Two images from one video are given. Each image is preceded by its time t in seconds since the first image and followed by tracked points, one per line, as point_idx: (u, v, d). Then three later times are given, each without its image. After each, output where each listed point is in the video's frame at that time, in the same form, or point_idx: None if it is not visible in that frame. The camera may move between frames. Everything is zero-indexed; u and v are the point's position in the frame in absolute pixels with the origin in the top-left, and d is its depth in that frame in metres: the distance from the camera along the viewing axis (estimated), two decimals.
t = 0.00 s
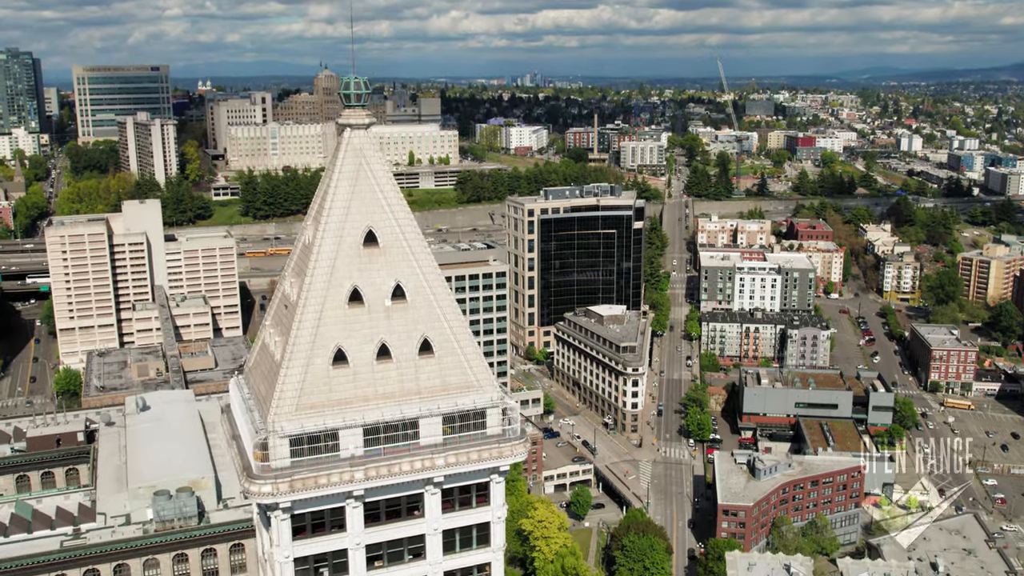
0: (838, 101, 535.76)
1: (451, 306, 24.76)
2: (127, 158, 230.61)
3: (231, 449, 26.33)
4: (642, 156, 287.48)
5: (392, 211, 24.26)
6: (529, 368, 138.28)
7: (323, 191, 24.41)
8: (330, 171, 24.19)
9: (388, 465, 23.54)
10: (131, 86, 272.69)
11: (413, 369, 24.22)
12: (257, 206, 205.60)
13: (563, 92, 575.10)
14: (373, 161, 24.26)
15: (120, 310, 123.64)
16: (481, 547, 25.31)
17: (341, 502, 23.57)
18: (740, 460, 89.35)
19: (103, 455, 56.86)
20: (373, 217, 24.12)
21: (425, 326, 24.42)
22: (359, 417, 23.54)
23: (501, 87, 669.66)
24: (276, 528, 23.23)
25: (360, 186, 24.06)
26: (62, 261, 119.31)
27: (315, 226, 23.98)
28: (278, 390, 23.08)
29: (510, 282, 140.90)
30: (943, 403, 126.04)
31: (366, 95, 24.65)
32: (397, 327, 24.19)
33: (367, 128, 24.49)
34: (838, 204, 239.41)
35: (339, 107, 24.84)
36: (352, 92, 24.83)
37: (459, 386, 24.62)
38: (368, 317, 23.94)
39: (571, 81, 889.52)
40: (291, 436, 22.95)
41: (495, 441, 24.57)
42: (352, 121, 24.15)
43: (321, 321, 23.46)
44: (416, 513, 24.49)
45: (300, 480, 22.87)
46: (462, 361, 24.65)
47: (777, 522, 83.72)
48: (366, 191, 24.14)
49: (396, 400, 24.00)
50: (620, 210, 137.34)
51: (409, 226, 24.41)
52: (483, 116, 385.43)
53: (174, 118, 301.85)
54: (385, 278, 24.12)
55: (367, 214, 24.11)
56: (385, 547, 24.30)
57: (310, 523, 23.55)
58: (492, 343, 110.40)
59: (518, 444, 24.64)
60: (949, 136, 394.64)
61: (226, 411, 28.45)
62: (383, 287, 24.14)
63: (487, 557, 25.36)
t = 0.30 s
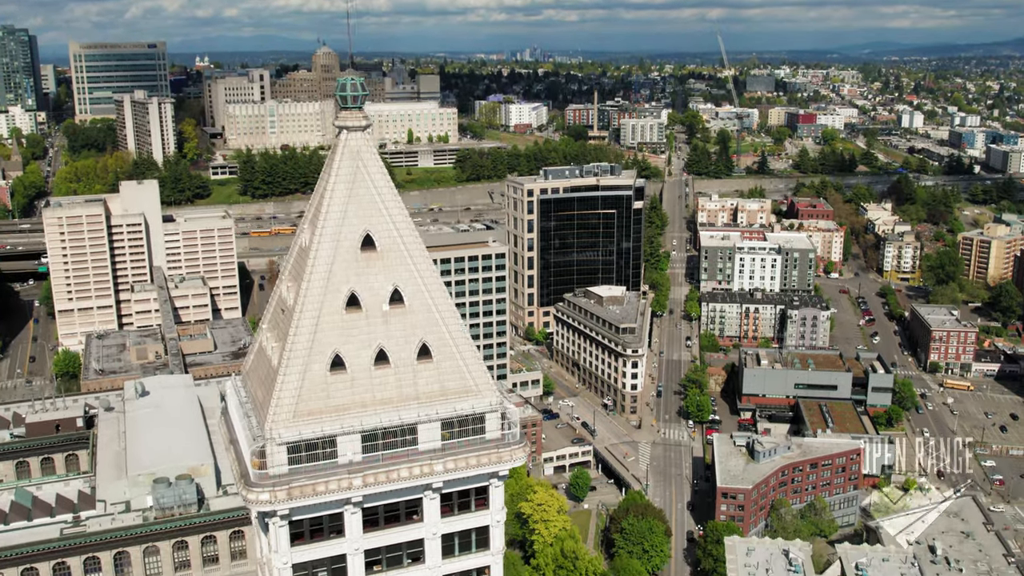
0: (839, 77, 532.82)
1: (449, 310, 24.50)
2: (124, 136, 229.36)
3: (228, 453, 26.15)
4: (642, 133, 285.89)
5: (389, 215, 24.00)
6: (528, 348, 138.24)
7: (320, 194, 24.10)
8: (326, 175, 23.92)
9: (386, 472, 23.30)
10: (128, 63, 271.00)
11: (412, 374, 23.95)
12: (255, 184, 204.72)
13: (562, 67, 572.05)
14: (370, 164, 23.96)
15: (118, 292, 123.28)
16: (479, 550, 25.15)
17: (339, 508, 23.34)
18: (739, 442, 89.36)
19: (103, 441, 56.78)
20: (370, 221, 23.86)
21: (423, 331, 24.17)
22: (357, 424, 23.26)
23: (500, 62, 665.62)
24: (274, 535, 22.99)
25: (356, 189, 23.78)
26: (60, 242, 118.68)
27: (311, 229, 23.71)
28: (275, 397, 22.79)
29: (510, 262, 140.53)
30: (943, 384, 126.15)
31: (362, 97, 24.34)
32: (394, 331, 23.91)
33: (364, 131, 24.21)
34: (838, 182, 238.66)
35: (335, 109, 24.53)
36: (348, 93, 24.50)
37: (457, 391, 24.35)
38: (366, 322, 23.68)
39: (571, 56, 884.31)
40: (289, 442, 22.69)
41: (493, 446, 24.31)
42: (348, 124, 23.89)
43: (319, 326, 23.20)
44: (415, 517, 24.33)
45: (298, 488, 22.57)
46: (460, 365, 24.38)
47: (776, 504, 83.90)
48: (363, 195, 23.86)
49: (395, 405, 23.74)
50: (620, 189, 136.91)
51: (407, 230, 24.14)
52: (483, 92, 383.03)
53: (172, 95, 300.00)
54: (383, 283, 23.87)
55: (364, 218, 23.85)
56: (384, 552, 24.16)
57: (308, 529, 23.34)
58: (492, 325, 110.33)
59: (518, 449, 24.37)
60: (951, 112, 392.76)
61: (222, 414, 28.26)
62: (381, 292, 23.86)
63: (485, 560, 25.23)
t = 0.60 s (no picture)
0: (840, 52, 529.53)
1: (447, 314, 24.35)
2: (122, 115, 228.14)
3: (226, 455, 26.11)
4: (642, 110, 284.35)
5: (387, 219, 23.81)
6: (527, 329, 138.23)
7: (317, 197, 23.89)
8: (323, 178, 23.68)
9: (385, 478, 23.16)
10: (125, 40, 269.15)
11: (411, 379, 23.85)
12: (254, 163, 203.92)
13: (562, 42, 568.31)
14: (368, 167, 23.72)
15: (116, 273, 122.94)
16: (479, 552, 25.15)
17: (339, 513, 23.26)
18: (738, 424, 89.40)
19: (102, 426, 56.82)
20: (368, 225, 23.66)
21: (421, 335, 24.03)
22: (356, 429, 23.14)
23: (499, 37, 661.17)
24: (273, 540, 22.92)
25: (354, 193, 23.58)
26: (58, 223, 118.24)
27: (308, 233, 23.50)
28: (273, 403, 22.64)
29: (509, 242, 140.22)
30: (942, 364, 126.26)
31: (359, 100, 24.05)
32: (393, 336, 23.78)
33: (361, 133, 23.95)
34: (839, 160, 237.87)
35: (333, 110, 24.26)
36: (346, 95, 24.21)
37: (456, 395, 24.22)
38: (364, 327, 23.53)
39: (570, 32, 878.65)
40: (288, 448, 22.56)
41: (492, 450, 24.20)
42: (345, 127, 23.66)
43: (317, 331, 23.03)
44: (414, 520, 24.26)
45: (296, 494, 22.48)
46: (459, 369, 24.26)
47: (774, 486, 84.14)
48: (362, 199, 23.66)
49: (394, 410, 23.61)
50: (620, 168, 136.29)
51: (405, 233, 23.95)
52: (482, 68, 380.61)
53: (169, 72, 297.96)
54: (381, 287, 23.70)
55: (361, 221, 23.66)
56: (383, 555, 24.11)
57: (307, 533, 23.26)
58: (491, 307, 110.27)
59: (517, 453, 24.26)
60: (952, 88, 390.73)
61: (220, 414, 28.17)
62: (379, 296, 23.71)
63: (484, 563, 25.20)
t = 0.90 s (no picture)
0: (841, 26, 525.59)
1: (446, 317, 24.21)
2: (119, 92, 226.82)
3: (225, 455, 26.07)
4: (642, 87, 282.62)
5: (385, 222, 23.59)
6: (527, 309, 138.23)
7: (315, 200, 23.66)
8: (321, 181, 23.44)
9: (384, 482, 23.16)
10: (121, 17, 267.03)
11: (410, 383, 23.77)
12: (252, 141, 202.99)
13: (562, 16, 564.17)
14: (366, 170, 23.47)
15: (115, 253, 122.72)
16: (479, 553, 25.13)
17: (338, 516, 23.28)
18: (736, 406, 89.57)
19: (102, 411, 57.00)
20: (366, 229, 23.44)
21: (420, 339, 23.91)
22: (355, 434, 23.10)
23: (499, 11, 656.22)
24: (273, 543, 22.97)
25: (352, 196, 23.36)
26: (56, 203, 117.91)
27: (306, 237, 23.29)
28: (272, 409, 22.59)
29: (509, 222, 139.88)
30: (941, 345, 126.36)
31: (357, 102, 23.69)
32: (392, 340, 23.66)
33: (359, 136, 23.66)
34: (839, 138, 236.72)
35: (330, 111, 23.90)
36: (343, 96, 23.88)
37: (456, 398, 24.16)
38: (363, 331, 23.41)
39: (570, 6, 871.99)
40: (286, 454, 22.54)
41: (491, 453, 24.15)
42: (343, 130, 23.34)
43: (315, 336, 22.94)
44: (414, 522, 24.24)
45: (296, 499, 22.50)
46: (458, 372, 24.15)
47: (773, 468, 84.34)
48: (360, 203, 23.43)
49: (393, 414, 23.55)
50: (620, 148, 135.61)
51: (403, 236, 23.74)
52: (481, 43, 377.91)
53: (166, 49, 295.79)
54: (379, 291, 23.54)
55: (359, 225, 23.43)
56: (383, 557, 24.14)
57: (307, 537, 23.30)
58: (490, 287, 110.25)
59: (516, 456, 24.22)
60: (954, 64, 388.05)
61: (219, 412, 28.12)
62: (378, 300, 23.56)
63: (484, 563, 25.20)
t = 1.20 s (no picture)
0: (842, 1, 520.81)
1: (445, 319, 24.12)
2: (116, 70, 225.21)
3: (225, 455, 26.07)
4: (642, 63, 280.66)
5: (384, 225, 23.48)
6: (526, 289, 138.16)
7: (313, 203, 23.56)
8: (319, 184, 23.32)
9: (384, 485, 23.22)
10: None
11: (409, 387, 23.71)
12: (250, 119, 201.78)
13: None
14: (364, 173, 23.35)
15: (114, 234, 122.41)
16: (478, 552, 25.18)
17: (338, 519, 23.35)
18: (735, 387, 89.80)
19: (102, 396, 57.11)
20: (365, 232, 23.33)
21: (419, 341, 23.82)
22: (355, 437, 23.08)
23: None
24: (273, 545, 23.03)
25: (350, 199, 23.25)
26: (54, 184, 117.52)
27: (305, 239, 23.21)
28: (271, 413, 22.58)
29: (508, 202, 139.61)
30: (940, 325, 126.46)
31: (355, 104, 23.52)
32: (391, 343, 23.59)
33: (357, 139, 23.50)
34: (840, 115, 235.40)
35: (328, 113, 23.77)
36: (341, 99, 23.71)
37: (455, 401, 24.12)
38: (362, 335, 23.37)
39: None
40: (286, 458, 22.53)
41: (490, 455, 24.18)
42: (341, 133, 23.14)
43: (314, 340, 22.88)
44: (413, 523, 24.29)
45: (296, 503, 22.54)
46: (457, 375, 24.09)
47: (771, 450, 84.73)
48: (358, 207, 23.32)
49: (392, 417, 23.52)
50: (620, 127, 135.02)
51: (402, 239, 23.65)
52: (481, 18, 374.57)
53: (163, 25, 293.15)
54: (378, 295, 23.45)
55: (358, 228, 23.33)
56: (382, 558, 24.19)
57: (307, 539, 23.38)
58: (490, 268, 110.17)
59: (515, 459, 24.22)
60: (956, 40, 385.02)
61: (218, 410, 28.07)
62: (377, 304, 23.48)
63: (483, 563, 25.27)
